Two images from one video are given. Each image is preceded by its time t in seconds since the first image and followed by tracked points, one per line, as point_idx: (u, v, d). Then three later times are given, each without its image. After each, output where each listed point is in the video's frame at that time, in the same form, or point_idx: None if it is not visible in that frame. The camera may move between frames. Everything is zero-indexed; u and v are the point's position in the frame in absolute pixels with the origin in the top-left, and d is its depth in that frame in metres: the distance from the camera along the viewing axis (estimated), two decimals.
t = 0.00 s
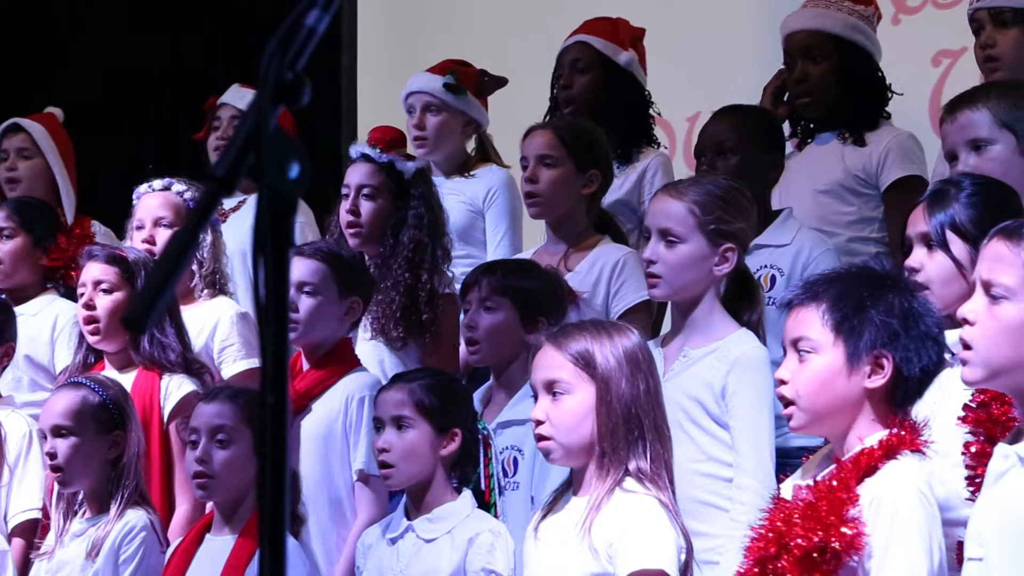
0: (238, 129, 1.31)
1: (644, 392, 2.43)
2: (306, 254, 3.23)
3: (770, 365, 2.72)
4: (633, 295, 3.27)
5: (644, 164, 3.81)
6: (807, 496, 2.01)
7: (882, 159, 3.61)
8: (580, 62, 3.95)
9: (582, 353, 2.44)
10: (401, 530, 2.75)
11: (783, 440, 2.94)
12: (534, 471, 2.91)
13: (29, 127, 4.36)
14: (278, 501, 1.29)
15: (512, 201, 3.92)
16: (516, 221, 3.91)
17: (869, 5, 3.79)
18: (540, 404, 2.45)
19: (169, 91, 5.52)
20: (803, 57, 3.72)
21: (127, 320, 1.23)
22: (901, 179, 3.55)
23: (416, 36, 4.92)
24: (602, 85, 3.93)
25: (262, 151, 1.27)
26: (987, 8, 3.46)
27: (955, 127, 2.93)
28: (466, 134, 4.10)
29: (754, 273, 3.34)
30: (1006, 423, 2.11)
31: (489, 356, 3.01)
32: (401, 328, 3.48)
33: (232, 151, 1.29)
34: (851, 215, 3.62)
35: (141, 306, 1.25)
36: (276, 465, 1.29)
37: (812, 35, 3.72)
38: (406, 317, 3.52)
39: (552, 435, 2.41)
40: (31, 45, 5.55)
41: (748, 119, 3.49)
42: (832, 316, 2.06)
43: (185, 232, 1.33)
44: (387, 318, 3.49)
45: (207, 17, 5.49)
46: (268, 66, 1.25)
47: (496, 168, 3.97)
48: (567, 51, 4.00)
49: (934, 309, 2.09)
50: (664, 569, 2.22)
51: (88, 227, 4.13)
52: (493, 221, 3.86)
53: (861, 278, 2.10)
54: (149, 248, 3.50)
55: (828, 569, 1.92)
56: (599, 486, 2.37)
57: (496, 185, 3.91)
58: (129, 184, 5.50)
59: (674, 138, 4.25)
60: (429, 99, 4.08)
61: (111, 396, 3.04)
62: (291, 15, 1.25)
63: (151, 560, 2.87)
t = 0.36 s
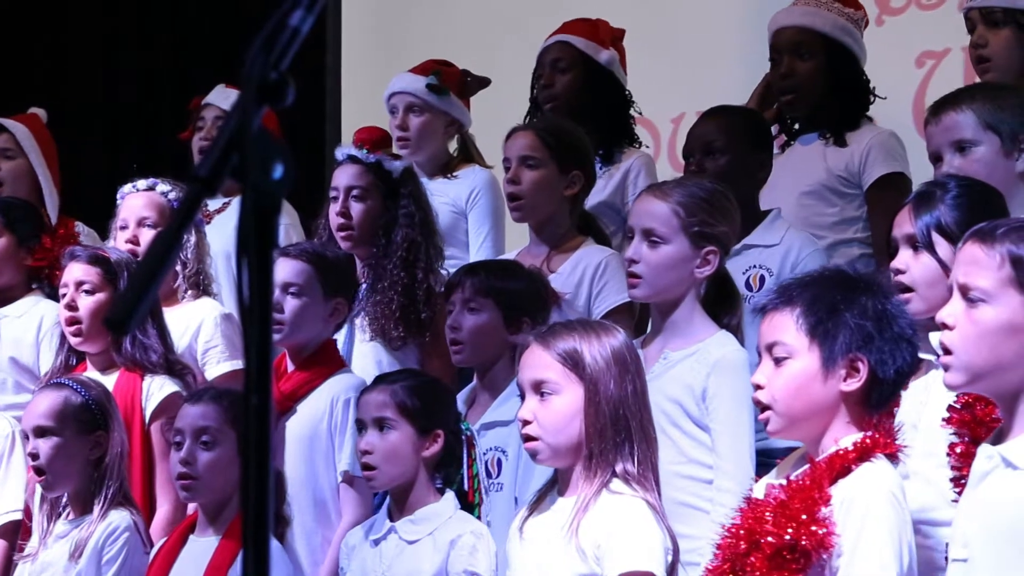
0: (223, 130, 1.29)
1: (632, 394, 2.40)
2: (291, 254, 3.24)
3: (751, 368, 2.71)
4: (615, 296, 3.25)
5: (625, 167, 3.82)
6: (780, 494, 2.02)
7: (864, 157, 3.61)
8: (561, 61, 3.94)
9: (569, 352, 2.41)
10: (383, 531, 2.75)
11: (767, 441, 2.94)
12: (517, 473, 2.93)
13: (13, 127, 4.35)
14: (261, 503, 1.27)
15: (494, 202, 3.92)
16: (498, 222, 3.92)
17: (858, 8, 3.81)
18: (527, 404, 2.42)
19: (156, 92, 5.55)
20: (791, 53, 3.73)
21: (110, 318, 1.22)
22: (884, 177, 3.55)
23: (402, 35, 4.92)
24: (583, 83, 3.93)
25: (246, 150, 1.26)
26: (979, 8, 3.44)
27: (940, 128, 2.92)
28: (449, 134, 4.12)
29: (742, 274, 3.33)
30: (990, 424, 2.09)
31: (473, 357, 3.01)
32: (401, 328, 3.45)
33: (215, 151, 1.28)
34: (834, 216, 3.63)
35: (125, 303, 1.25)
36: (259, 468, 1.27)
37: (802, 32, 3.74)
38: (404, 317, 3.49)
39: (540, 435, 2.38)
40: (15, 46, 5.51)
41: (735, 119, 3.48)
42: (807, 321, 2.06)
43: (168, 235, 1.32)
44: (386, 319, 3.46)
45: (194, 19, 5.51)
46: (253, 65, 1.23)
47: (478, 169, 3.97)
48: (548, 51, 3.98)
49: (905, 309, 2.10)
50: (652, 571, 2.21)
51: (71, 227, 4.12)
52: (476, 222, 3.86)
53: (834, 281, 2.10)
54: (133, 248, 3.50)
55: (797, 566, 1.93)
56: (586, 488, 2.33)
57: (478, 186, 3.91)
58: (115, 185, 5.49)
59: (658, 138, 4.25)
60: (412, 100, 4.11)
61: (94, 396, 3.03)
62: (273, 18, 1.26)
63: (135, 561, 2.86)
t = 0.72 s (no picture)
0: (205, 132, 1.25)
1: (618, 394, 2.39)
2: (275, 255, 3.24)
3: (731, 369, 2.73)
4: (597, 299, 3.25)
5: (612, 163, 3.83)
6: (758, 493, 2.01)
7: (852, 162, 3.60)
8: (539, 65, 3.96)
9: (556, 352, 2.40)
10: (366, 532, 2.75)
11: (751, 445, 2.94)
12: (501, 474, 2.92)
13: None
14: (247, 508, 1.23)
15: (478, 202, 3.92)
16: (481, 222, 3.92)
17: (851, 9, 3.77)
18: (513, 403, 2.40)
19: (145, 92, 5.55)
20: (781, 50, 3.72)
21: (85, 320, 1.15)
22: (868, 184, 3.55)
23: (389, 35, 4.92)
24: (561, 88, 3.93)
25: (229, 151, 1.23)
26: (973, 6, 3.35)
27: (925, 129, 2.91)
28: (433, 134, 4.12)
29: (732, 276, 3.31)
30: (974, 423, 2.08)
31: (457, 357, 3.01)
32: (390, 330, 3.45)
33: (197, 153, 1.24)
34: (820, 217, 3.64)
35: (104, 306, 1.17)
36: (243, 470, 1.23)
37: (795, 30, 3.72)
38: (394, 319, 3.48)
39: (525, 433, 2.37)
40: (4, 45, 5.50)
41: (720, 120, 3.48)
42: (786, 324, 2.06)
43: (150, 239, 1.26)
44: (376, 321, 3.45)
45: (185, 18, 5.53)
46: (235, 63, 1.20)
47: (463, 170, 3.96)
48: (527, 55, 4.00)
49: (884, 311, 2.10)
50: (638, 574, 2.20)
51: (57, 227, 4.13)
52: (459, 222, 3.86)
53: (810, 283, 2.10)
54: (118, 249, 3.51)
55: (774, 566, 1.92)
56: (572, 488, 2.32)
57: (462, 187, 3.91)
58: (99, 184, 5.48)
59: (641, 137, 4.27)
60: (396, 100, 4.11)
61: (77, 396, 3.03)
62: (259, 16, 1.22)
63: (118, 561, 2.86)
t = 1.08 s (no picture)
0: (186, 130, 1.25)
1: (600, 395, 2.38)
2: (256, 254, 3.24)
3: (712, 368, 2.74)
4: (578, 296, 3.27)
5: (593, 155, 3.86)
6: (731, 493, 2.02)
7: (839, 166, 3.60)
8: (517, 66, 3.95)
9: (538, 352, 2.39)
10: (349, 531, 2.74)
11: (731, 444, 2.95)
12: (485, 475, 2.90)
13: None
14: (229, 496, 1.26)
15: (461, 202, 3.91)
16: (464, 221, 3.91)
17: (853, 18, 3.76)
18: (495, 402, 2.39)
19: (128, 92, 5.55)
20: (773, 45, 3.73)
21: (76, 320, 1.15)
22: (856, 186, 3.54)
23: (374, 33, 4.92)
24: (545, 89, 3.92)
25: (213, 150, 1.24)
26: (960, 4, 3.36)
27: (910, 128, 2.91)
28: (416, 135, 4.12)
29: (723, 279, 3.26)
30: (958, 423, 2.10)
31: (440, 355, 3.00)
32: (373, 331, 3.45)
33: (182, 151, 1.24)
34: (809, 217, 3.63)
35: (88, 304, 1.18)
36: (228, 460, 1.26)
37: (790, 27, 3.71)
38: (377, 320, 3.48)
39: (507, 432, 2.36)
40: None
41: (703, 120, 3.49)
42: (758, 324, 2.05)
43: (131, 236, 1.25)
44: (359, 321, 3.45)
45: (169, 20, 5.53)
46: (219, 62, 1.22)
47: (444, 169, 3.97)
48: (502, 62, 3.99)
49: (851, 310, 2.11)
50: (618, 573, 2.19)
51: (38, 227, 4.12)
52: (442, 220, 3.86)
53: (782, 282, 2.10)
54: (100, 249, 3.50)
55: (749, 566, 1.92)
56: (553, 488, 2.31)
57: (444, 186, 3.91)
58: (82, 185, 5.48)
59: (625, 137, 4.26)
60: (380, 100, 4.10)
61: (56, 396, 3.02)
62: (241, 14, 1.23)
63: (98, 561, 2.85)
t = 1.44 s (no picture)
0: (171, 129, 1.22)
1: (586, 395, 2.38)
2: (239, 253, 3.24)
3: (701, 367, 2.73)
4: (561, 295, 3.26)
5: (575, 152, 3.87)
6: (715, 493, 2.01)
7: (832, 166, 3.58)
8: (508, 69, 3.94)
9: (524, 353, 2.39)
10: (331, 530, 2.74)
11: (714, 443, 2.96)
12: (469, 475, 2.89)
13: None
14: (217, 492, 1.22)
15: (441, 200, 3.91)
16: (445, 218, 3.91)
17: (846, 14, 3.77)
18: (480, 403, 2.39)
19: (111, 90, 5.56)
20: (768, 48, 3.71)
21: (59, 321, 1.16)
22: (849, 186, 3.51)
23: (360, 31, 4.93)
24: (533, 90, 3.93)
25: (198, 151, 1.21)
26: (947, 3, 3.36)
27: (896, 128, 2.91)
28: (399, 135, 4.13)
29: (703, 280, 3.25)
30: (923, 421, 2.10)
31: (425, 357, 3.00)
32: (361, 330, 3.43)
33: (166, 150, 1.21)
34: (805, 222, 3.62)
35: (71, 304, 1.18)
36: (212, 459, 1.24)
37: (784, 29, 3.70)
38: (365, 320, 3.46)
39: (493, 433, 2.35)
40: None
41: (689, 121, 3.50)
42: (744, 321, 2.05)
43: (115, 235, 1.24)
44: (346, 321, 3.43)
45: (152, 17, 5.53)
46: (203, 63, 1.19)
47: (427, 167, 3.97)
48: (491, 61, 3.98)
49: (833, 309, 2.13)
50: (600, 569, 2.18)
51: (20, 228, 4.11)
52: (424, 217, 3.85)
53: (765, 280, 2.10)
54: (84, 248, 3.50)
55: (738, 565, 1.92)
56: (537, 486, 2.31)
57: (426, 185, 3.91)
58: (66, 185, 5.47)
59: (611, 138, 4.25)
60: (363, 100, 4.12)
61: (36, 396, 3.01)
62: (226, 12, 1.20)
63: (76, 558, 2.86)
